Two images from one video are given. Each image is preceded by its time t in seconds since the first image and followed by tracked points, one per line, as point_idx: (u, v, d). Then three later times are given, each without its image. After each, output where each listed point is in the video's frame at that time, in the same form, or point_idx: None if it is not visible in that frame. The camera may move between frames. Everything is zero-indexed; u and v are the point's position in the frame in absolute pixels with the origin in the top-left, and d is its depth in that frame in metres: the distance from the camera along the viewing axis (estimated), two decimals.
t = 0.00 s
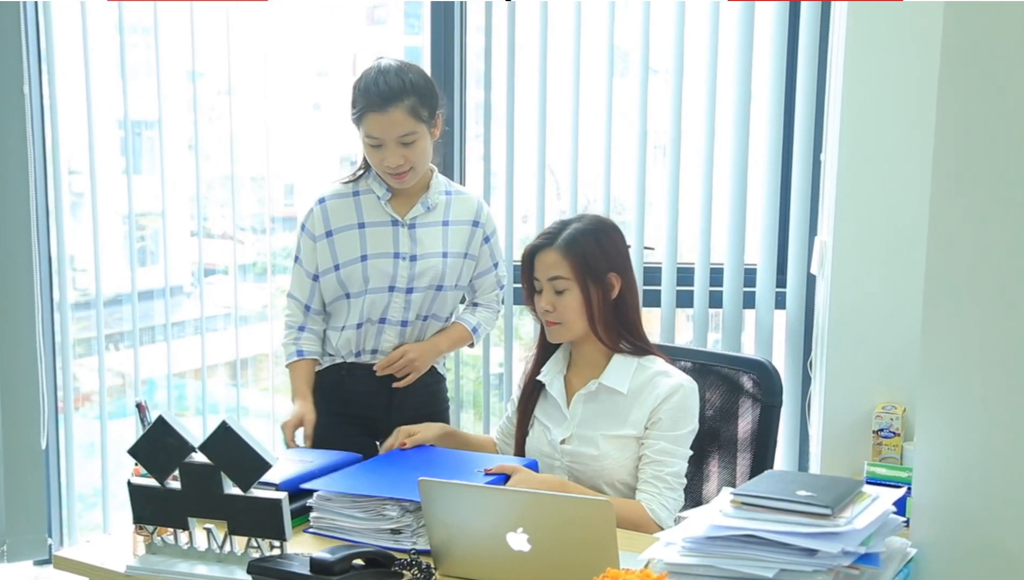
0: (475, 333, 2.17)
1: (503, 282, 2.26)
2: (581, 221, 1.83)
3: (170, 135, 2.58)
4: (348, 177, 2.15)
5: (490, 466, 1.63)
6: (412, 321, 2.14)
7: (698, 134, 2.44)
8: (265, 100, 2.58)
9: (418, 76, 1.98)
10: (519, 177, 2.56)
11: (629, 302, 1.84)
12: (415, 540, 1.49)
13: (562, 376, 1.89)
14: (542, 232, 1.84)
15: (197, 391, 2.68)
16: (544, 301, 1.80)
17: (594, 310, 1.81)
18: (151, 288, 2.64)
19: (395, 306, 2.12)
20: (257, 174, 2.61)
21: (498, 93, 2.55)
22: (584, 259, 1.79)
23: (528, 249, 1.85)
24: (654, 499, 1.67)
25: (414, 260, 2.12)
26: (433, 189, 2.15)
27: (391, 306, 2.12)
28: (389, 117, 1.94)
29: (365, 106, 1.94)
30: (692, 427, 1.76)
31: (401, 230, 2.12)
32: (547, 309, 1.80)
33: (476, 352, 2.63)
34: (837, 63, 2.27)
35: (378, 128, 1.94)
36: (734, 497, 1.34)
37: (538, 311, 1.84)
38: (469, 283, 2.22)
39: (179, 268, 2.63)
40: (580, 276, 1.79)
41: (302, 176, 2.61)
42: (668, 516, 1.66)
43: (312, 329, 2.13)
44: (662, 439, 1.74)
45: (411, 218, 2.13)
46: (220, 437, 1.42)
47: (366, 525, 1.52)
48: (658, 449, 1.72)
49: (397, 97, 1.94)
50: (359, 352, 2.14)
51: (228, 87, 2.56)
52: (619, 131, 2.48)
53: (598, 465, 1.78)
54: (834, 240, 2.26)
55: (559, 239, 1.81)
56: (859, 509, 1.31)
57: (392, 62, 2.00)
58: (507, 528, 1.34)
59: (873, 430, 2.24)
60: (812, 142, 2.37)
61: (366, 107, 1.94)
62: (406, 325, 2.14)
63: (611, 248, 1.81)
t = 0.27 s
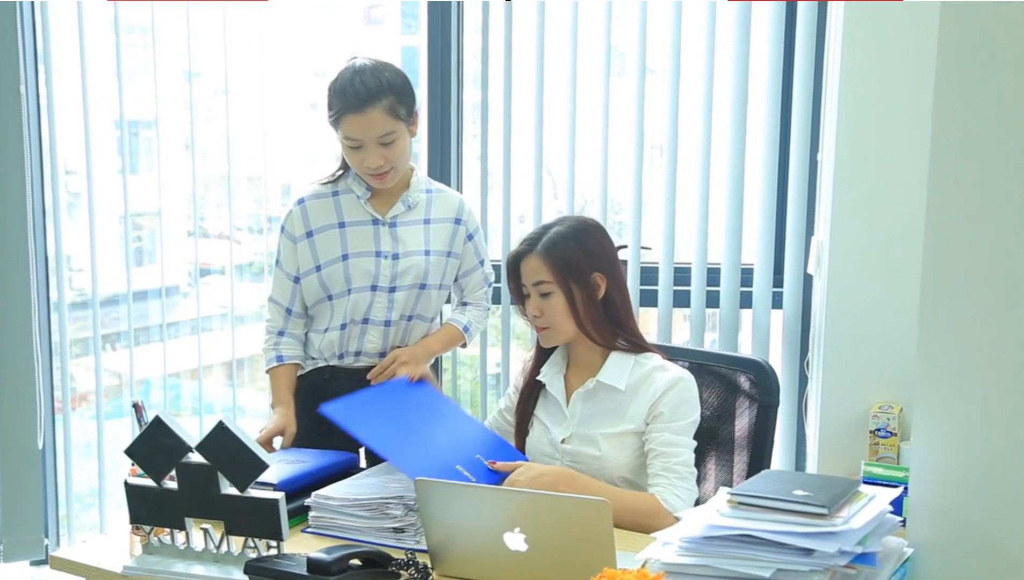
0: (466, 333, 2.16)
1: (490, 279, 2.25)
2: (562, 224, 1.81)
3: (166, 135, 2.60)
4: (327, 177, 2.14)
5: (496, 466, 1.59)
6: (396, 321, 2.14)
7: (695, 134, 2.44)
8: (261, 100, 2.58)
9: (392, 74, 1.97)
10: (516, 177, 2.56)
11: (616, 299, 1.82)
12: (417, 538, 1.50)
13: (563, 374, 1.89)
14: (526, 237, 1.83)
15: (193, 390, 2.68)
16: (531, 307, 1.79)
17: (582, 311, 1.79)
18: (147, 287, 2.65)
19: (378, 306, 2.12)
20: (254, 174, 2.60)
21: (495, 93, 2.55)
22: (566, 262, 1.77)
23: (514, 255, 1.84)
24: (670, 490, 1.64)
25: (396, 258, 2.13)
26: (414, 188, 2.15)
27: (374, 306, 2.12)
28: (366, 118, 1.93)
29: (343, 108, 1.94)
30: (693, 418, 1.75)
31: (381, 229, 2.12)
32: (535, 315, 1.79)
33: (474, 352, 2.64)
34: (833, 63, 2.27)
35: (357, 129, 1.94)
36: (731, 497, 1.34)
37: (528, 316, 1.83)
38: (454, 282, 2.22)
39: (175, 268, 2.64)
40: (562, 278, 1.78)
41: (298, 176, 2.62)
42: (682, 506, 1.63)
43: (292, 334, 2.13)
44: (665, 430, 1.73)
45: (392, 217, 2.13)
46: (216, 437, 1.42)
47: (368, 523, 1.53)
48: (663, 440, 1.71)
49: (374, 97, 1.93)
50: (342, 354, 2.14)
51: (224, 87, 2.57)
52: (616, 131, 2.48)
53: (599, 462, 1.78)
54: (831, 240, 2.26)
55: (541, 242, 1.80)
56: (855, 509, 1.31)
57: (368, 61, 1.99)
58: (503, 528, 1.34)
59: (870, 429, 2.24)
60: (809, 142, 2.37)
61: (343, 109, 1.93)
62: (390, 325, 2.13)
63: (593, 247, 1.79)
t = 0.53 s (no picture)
0: (438, 336, 2.16)
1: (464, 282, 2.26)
2: (552, 226, 1.80)
3: (161, 134, 2.60)
4: (300, 183, 2.14)
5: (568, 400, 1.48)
6: (376, 325, 2.13)
7: (691, 135, 2.44)
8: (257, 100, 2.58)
9: (362, 77, 1.96)
10: (513, 177, 2.56)
11: (610, 298, 1.80)
12: (414, 538, 1.51)
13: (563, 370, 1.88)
14: (516, 240, 1.82)
15: (189, 391, 2.68)
16: (527, 308, 1.78)
17: (577, 311, 1.78)
18: (142, 287, 2.65)
19: (357, 311, 2.11)
20: (250, 174, 2.61)
21: (491, 93, 2.54)
22: (558, 263, 1.76)
23: (505, 259, 1.82)
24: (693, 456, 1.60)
25: (373, 262, 2.12)
26: (387, 189, 2.15)
27: (353, 311, 2.11)
28: (339, 124, 1.93)
29: (314, 115, 1.93)
30: (694, 401, 1.75)
31: (357, 232, 2.12)
32: (531, 316, 1.77)
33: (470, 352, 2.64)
34: (829, 64, 2.27)
35: (330, 137, 1.94)
36: (728, 497, 1.34)
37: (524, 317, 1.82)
38: (430, 284, 2.22)
39: (171, 268, 2.65)
40: (555, 279, 1.76)
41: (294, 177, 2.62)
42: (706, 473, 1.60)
43: (264, 338, 2.15)
44: (675, 409, 1.71)
45: (367, 219, 2.13)
46: (214, 439, 1.41)
47: (366, 523, 1.53)
48: (674, 416, 1.69)
49: (346, 102, 1.93)
50: (326, 363, 2.13)
51: (220, 88, 2.58)
52: (613, 131, 2.48)
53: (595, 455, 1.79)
54: (827, 240, 2.26)
55: (533, 243, 1.79)
56: (852, 508, 1.31)
57: (337, 64, 1.98)
58: (500, 528, 1.34)
59: (866, 429, 2.24)
60: (805, 143, 2.37)
61: (315, 117, 1.93)
62: (371, 329, 2.13)
63: (584, 247, 1.78)
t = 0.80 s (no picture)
0: (430, 335, 2.16)
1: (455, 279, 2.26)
2: (551, 224, 1.81)
3: (158, 134, 2.60)
4: (287, 185, 2.13)
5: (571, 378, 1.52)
6: (369, 327, 2.14)
7: (689, 135, 2.44)
8: (254, 100, 2.58)
9: (343, 82, 1.96)
10: (510, 176, 2.55)
11: (607, 297, 1.81)
12: (412, 538, 1.50)
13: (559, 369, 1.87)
14: (515, 239, 1.82)
15: (185, 391, 2.68)
16: (525, 306, 1.78)
17: (575, 309, 1.78)
18: (138, 287, 2.65)
19: (349, 314, 2.11)
20: (246, 174, 2.61)
21: (489, 93, 2.54)
22: (558, 261, 1.77)
23: (503, 257, 1.82)
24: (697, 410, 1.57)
25: (365, 264, 2.12)
26: (376, 189, 2.15)
27: (346, 313, 2.11)
28: (327, 131, 1.92)
29: (301, 125, 1.93)
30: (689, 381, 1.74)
31: (347, 234, 2.11)
32: (529, 314, 1.77)
33: (468, 352, 2.64)
34: (826, 64, 2.27)
35: (320, 145, 1.93)
36: (726, 497, 1.34)
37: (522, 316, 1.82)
38: (420, 283, 2.22)
39: (168, 267, 2.64)
40: (555, 277, 1.77)
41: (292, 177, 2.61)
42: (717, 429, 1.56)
43: (254, 335, 2.14)
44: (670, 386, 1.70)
45: (357, 220, 2.12)
46: (212, 438, 1.40)
47: (363, 523, 1.53)
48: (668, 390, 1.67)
49: (331, 109, 1.92)
50: (320, 366, 2.13)
51: (217, 87, 2.58)
52: (610, 131, 2.48)
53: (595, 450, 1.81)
54: (825, 240, 2.27)
55: (532, 242, 1.79)
56: (849, 508, 1.31)
57: (317, 69, 1.97)
58: (497, 528, 1.33)
59: (864, 429, 2.24)
60: (802, 143, 2.38)
61: (302, 125, 1.93)
62: (364, 332, 2.13)
63: (583, 246, 1.79)
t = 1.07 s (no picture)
0: (433, 333, 2.16)
1: (454, 278, 2.27)
2: (546, 224, 1.79)
3: (156, 134, 2.60)
4: (285, 184, 2.12)
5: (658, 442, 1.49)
6: (370, 326, 2.14)
7: (687, 135, 2.44)
8: (253, 100, 2.58)
9: (341, 82, 1.95)
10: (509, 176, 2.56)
11: (601, 297, 1.80)
12: (412, 537, 1.50)
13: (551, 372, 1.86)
14: (509, 238, 1.80)
15: (183, 391, 2.68)
16: (519, 306, 1.76)
17: (569, 310, 1.77)
18: (136, 287, 2.65)
19: (350, 313, 2.11)
20: (245, 173, 2.61)
21: (487, 93, 2.54)
22: (553, 261, 1.75)
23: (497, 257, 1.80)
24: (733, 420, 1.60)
25: (365, 263, 2.12)
26: (376, 188, 2.14)
27: (347, 312, 2.11)
28: (326, 132, 1.92)
29: (299, 126, 1.93)
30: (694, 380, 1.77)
31: (347, 233, 2.12)
32: (524, 315, 1.76)
33: (466, 352, 2.64)
34: (825, 64, 2.27)
35: (318, 146, 1.93)
36: (724, 496, 1.34)
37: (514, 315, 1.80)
38: (420, 282, 2.22)
39: (166, 268, 2.64)
40: (550, 279, 1.75)
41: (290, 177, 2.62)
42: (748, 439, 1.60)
43: (253, 335, 2.13)
44: (683, 389, 1.73)
45: (357, 219, 2.12)
46: (210, 438, 1.41)
47: (363, 523, 1.53)
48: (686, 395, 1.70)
49: (328, 110, 1.92)
50: (320, 365, 2.12)
51: (215, 87, 2.58)
52: (609, 131, 2.48)
53: (595, 450, 1.77)
54: (823, 240, 2.27)
55: (527, 242, 1.77)
56: (847, 508, 1.31)
57: (314, 70, 1.97)
58: (496, 528, 1.33)
59: (862, 429, 2.25)
60: (801, 142, 2.38)
61: (300, 127, 1.93)
62: (365, 331, 2.13)
63: (578, 247, 1.77)
